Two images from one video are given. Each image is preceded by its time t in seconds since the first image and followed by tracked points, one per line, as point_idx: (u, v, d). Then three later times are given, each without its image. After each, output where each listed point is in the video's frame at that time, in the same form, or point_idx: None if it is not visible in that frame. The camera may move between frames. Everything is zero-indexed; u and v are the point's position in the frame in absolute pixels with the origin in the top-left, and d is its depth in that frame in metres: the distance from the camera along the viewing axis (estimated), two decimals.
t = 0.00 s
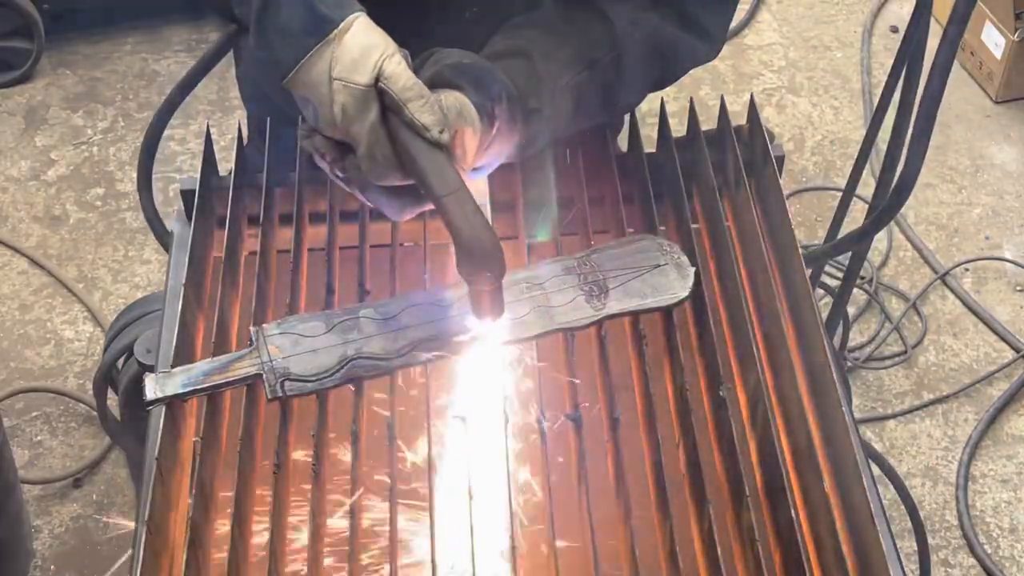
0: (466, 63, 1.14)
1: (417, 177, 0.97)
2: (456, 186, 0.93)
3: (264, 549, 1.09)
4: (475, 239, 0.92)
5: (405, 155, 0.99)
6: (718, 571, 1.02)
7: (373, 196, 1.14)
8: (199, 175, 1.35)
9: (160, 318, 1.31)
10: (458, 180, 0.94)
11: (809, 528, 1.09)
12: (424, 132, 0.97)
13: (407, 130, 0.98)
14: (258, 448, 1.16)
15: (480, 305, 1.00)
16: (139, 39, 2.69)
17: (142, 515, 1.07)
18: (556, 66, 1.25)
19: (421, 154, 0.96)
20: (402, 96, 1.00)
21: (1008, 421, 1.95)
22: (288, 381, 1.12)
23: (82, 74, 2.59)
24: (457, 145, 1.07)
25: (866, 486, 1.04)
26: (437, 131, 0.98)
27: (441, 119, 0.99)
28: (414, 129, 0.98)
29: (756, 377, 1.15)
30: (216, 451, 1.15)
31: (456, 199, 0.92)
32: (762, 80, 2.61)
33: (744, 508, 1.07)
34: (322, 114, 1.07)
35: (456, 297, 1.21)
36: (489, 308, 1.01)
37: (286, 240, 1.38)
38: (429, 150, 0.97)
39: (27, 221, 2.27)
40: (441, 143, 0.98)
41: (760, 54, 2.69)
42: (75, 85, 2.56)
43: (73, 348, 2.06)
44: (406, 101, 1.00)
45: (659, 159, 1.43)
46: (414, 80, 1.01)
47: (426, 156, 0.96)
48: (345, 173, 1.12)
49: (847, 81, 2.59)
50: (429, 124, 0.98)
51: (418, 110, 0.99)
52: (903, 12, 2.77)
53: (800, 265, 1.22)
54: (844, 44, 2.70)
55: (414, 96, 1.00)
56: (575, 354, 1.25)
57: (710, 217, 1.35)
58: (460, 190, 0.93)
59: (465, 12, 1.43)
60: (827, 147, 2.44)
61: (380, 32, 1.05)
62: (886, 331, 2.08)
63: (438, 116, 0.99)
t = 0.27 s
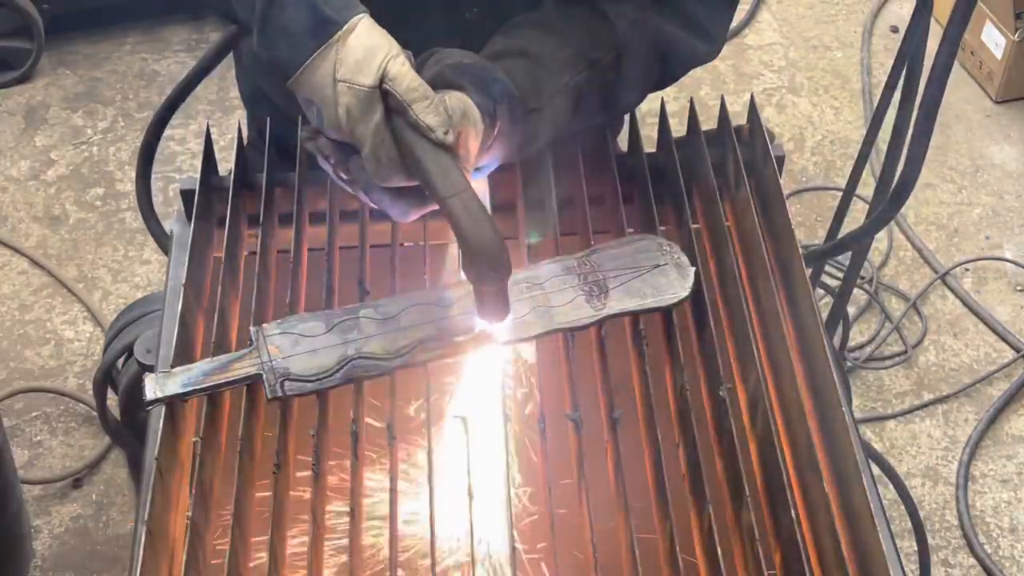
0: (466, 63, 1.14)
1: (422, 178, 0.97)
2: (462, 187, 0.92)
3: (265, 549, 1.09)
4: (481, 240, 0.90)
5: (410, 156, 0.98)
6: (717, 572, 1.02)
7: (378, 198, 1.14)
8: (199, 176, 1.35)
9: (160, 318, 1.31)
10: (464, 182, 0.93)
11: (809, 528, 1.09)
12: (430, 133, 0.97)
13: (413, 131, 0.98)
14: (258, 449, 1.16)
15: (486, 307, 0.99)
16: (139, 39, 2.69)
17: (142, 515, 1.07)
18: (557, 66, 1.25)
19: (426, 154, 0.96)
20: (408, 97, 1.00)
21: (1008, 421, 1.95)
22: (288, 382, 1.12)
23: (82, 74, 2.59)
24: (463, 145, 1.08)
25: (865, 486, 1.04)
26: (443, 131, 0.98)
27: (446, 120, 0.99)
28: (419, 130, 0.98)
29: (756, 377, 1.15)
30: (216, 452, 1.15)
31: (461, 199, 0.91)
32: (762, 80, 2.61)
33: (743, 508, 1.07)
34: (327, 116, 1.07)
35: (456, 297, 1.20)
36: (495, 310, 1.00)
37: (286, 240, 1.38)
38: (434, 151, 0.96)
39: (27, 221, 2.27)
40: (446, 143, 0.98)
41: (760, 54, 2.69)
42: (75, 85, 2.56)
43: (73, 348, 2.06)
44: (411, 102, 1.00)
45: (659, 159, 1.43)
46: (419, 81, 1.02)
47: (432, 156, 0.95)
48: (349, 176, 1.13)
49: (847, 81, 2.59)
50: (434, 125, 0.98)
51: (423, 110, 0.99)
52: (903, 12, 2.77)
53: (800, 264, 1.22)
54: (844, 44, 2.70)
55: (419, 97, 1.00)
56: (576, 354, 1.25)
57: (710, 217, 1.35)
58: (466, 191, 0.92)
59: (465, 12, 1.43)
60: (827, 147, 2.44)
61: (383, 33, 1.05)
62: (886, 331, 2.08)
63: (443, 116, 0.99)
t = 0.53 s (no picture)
0: (467, 63, 1.14)
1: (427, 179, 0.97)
2: (468, 188, 0.92)
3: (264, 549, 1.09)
4: (489, 241, 0.90)
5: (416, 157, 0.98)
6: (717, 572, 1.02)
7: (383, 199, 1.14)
8: (199, 176, 1.35)
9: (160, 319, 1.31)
10: (471, 183, 0.93)
11: (809, 528, 1.09)
12: (435, 133, 0.97)
13: (418, 132, 0.98)
14: (258, 449, 1.16)
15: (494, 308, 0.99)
16: (139, 39, 2.69)
17: (142, 515, 1.07)
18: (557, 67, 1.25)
19: (432, 155, 0.96)
20: (413, 98, 1.01)
21: (1007, 421, 1.95)
22: (288, 382, 1.12)
23: (82, 74, 2.59)
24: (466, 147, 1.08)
25: (866, 487, 1.04)
26: (448, 132, 0.98)
27: (452, 120, 1.00)
28: (425, 131, 0.98)
29: (756, 377, 1.15)
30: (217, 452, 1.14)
31: (468, 199, 0.91)
32: (762, 80, 2.61)
33: (743, 508, 1.06)
34: (332, 117, 1.08)
35: (458, 297, 1.20)
36: (504, 310, 1.00)
37: (287, 240, 1.38)
38: (439, 151, 0.96)
39: (27, 221, 2.27)
40: (451, 144, 0.98)
41: (760, 54, 2.69)
42: (75, 85, 2.56)
43: (73, 348, 2.06)
44: (416, 103, 1.00)
45: (659, 159, 1.43)
46: (424, 82, 1.02)
47: (437, 156, 0.95)
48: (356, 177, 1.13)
49: (847, 81, 2.59)
50: (439, 125, 0.98)
51: (428, 111, 1.00)
52: (903, 12, 2.77)
53: (800, 264, 1.22)
54: (844, 44, 2.70)
55: (425, 97, 1.01)
56: (576, 355, 1.25)
57: (710, 217, 1.35)
58: (472, 191, 0.92)
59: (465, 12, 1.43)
60: (827, 147, 2.44)
61: (387, 34, 1.06)
62: (886, 331, 2.08)
63: (448, 117, 0.99)
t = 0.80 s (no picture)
0: (468, 63, 1.14)
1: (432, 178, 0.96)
2: (474, 187, 0.91)
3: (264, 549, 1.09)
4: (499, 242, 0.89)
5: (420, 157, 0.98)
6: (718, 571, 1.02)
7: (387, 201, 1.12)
8: (199, 176, 1.35)
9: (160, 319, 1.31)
10: (477, 182, 0.92)
11: (809, 528, 1.09)
12: (441, 133, 0.98)
13: (423, 132, 0.98)
14: (258, 448, 1.16)
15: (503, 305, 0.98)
16: (139, 39, 2.69)
17: (142, 514, 1.07)
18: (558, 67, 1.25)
19: (436, 154, 0.96)
20: (417, 98, 1.01)
21: (1008, 421, 1.95)
22: (288, 382, 1.12)
23: (82, 74, 2.59)
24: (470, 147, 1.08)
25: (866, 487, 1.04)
26: (453, 132, 0.98)
27: (456, 120, 1.00)
28: (430, 131, 0.98)
29: (756, 378, 1.15)
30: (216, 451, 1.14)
31: (474, 198, 0.90)
32: (762, 80, 2.61)
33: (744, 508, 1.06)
34: (336, 118, 1.08)
35: (458, 297, 1.20)
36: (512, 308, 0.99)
37: (287, 240, 1.38)
38: (444, 151, 0.96)
39: (27, 221, 2.27)
40: (456, 144, 0.98)
41: (760, 54, 2.69)
42: (75, 85, 2.56)
43: (73, 348, 2.06)
44: (421, 103, 1.01)
45: (659, 160, 1.43)
46: (428, 83, 1.03)
47: (442, 156, 0.95)
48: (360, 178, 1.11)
49: (848, 81, 2.59)
50: (444, 125, 0.98)
51: (433, 110, 1.00)
52: (903, 12, 2.77)
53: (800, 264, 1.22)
54: (844, 44, 2.70)
55: (429, 97, 1.02)
56: (575, 355, 1.24)
57: (709, 218, 1.35)
58: (479, 190, 0.91)
59: (465, 12, 1.43)
60: (827, 147, 2.44)
61: (390, 35, 1.06)
62: (886, 331, 2.08)
63: (453, 117, 1.00)
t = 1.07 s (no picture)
0: (468, 62, 1.14)
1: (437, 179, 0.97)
2: (479, 187, 0.91)
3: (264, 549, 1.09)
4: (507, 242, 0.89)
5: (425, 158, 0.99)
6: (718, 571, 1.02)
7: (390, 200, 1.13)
8: (199, 176, 1.35)
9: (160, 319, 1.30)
10: (481, 183, 0.92)
11: (810, 528, 1.09)
12: (445, 133, 0.98)
13: (427, 133, 0.98)
14: (258, 448, 1.16)
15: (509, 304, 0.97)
16: (139, 39, 2.69)
17: (142, 514, 1.07)
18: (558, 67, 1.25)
19: (441, 155, 0.96)
20: (422, 99, 1.01)
21: (1007, 421, 1.95)
22: (288, 382, 1.12)
23: (82, 74, 2.59)
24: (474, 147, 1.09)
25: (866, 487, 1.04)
26: (457, 132, 0.99)
27: (460, 120, 1.00)
28: (434, 131, 0.98)
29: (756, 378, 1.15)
30: (216, 452, 1.14)
31: (479, 199, 0.90)
32: (762, 80, 2.61)
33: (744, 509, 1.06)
34: (340, 118, 1.08)
35: (459, 297, 1.20)
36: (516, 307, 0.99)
37: (287, 240, 1.38)
38: (449, 151, 0.97)
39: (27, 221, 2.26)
40: (460, 144, 0.98)
41: (760, 54, 2.69)
42: (75, 85, 2.56)
43: (73, 348, 2.06)
44: (425, 104, 1.01)
45: (659, 160, 1.43)
46: (433, 83, 1.03)
47: (446, 157, 0.95)
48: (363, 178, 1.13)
49: (848, 81, 2.59)
50: (448, 126, 0.99)
51: (437, 111, 1.00)
52: (903, 12, 2.77)
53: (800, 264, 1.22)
54: (844, 44, 2.70)
55: (433, 98, 1.02)
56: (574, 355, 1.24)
57: (709, 217, 1.35)
58: (484, 190, 0.91)
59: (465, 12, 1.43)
60: (827, 147, 2.44)
61: (394, 35, 1.06)
62: (886, 331, 2.08)
63: (457, 117, 1.00)
